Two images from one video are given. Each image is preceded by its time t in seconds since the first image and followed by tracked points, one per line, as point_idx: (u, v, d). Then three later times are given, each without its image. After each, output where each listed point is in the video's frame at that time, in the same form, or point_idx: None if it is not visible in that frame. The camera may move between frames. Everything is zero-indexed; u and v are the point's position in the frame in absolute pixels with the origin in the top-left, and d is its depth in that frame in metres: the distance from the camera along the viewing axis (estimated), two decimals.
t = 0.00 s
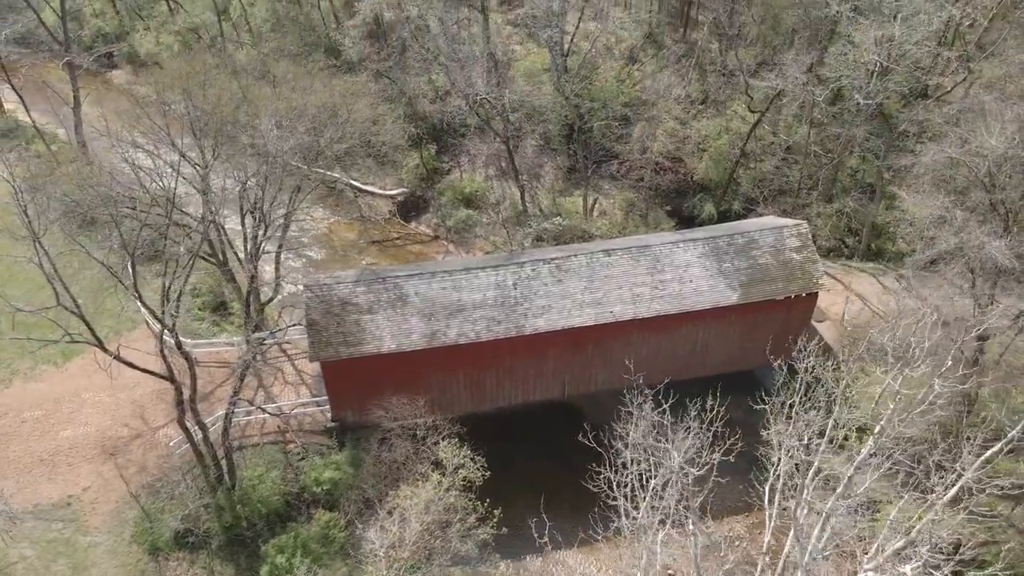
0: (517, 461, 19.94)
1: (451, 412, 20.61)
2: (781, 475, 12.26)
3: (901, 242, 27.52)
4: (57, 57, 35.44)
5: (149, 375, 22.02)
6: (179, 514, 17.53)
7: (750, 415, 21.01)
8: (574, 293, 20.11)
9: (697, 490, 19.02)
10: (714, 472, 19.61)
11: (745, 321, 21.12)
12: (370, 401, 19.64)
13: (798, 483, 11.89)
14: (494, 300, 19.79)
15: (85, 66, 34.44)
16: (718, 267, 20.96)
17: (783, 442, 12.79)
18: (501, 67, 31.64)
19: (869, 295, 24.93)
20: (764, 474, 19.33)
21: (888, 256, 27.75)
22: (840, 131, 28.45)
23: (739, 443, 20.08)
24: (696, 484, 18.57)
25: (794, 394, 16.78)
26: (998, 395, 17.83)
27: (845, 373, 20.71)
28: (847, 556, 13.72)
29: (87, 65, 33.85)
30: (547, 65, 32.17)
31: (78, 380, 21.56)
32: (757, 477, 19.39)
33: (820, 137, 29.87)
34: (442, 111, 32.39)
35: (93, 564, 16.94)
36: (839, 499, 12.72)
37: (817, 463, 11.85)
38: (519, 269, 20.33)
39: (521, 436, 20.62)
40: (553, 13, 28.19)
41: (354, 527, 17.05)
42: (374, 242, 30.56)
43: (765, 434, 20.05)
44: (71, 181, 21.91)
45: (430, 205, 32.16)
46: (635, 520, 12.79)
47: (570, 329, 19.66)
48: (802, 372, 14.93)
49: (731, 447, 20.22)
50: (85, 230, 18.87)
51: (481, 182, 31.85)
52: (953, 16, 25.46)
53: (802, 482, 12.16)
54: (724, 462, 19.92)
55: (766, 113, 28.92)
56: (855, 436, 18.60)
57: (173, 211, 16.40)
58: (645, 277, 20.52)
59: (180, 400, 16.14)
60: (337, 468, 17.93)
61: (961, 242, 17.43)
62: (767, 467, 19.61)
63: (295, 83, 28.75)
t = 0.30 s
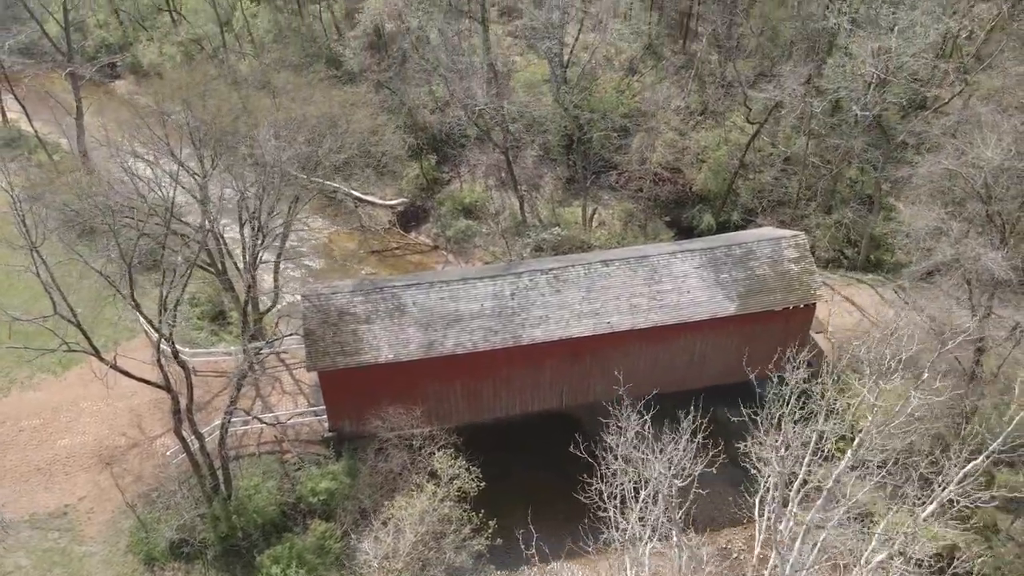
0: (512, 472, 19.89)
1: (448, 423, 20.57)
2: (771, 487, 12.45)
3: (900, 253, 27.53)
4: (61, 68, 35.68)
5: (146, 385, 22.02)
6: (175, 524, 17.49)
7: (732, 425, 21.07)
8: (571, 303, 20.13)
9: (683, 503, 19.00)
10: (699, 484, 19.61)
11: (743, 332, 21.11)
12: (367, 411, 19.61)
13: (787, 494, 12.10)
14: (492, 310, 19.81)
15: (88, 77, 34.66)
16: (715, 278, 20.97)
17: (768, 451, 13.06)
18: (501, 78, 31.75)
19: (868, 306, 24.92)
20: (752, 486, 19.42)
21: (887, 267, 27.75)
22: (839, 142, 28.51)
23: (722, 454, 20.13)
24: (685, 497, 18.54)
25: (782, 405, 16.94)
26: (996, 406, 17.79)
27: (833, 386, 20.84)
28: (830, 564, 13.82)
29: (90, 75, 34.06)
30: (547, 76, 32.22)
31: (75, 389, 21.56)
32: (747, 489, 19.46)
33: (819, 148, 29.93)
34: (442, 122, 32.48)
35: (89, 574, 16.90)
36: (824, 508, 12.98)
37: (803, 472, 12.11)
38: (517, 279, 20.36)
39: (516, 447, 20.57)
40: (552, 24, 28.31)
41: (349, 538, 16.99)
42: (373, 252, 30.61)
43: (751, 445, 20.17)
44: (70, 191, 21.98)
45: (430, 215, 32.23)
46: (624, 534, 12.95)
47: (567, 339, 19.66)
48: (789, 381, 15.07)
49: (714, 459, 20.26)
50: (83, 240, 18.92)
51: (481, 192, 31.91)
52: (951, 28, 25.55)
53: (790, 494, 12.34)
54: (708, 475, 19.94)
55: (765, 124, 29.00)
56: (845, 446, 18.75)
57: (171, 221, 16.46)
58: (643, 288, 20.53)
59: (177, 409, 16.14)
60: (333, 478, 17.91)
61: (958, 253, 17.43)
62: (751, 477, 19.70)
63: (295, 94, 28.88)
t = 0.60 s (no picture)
0: (508, 482, 19.86)
1: (446, 433, 20.55)
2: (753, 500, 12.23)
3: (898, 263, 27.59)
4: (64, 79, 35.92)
5: (144, 393, 22.02)
6: (172, 534, 17.45)
7: (712, 435, 21.15)
8: (569, 313, 20.14)
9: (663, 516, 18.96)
10: (681, 496, 19.60)
11: (740, 342, 21.10)
12: (364, 420, 19.60)
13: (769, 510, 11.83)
14: (488, 320, 19.83)
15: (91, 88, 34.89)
16: (713, 289, 20.98)
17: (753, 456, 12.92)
18: (501, 88, 31.87)
19: (866, 317, 24.88)
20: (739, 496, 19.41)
21: (886, 277, 27.79)
22: (837, 153, 28.59)
23: (704, 465, 20.16)
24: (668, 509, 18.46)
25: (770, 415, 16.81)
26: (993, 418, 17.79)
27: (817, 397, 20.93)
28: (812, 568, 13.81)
29: (92, 86, 34.29)
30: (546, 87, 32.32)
31: (74, 397, 21.58)
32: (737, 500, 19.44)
33: (817, 159, 30.00)
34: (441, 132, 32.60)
35: None
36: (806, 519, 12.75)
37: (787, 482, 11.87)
38: (514, 289, 20.40)
39: (513, 457, 20.53)
40: (551, 35, 28.45)
41: (345, 549, 16.93)
42: (373, 261, 30.70)
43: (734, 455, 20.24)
44: (70, 200, 22.06)
45: (430, 225, 32.33)
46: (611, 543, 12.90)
47: (565, 349, 19.66)
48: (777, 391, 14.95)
49: (697, 470, 20.27)
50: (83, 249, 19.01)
51: (480, 202, 32.02)
52: (948, 40, 25.63)
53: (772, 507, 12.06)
54: (689, 486, 19.94)
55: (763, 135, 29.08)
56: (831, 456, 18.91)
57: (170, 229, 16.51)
58: (641, 299, 20.55)
59: (173, 418, 16.13)
60: (330, 487, 17.89)
61: (954, 265, 17.46)
62: (732, 487, 19.76)
63: (295, 104, 29.01)
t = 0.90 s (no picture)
0: (504, 493, 19.83)
1: (443, 444, 20.54)
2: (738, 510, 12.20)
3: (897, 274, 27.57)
4: (67, 90, 36.15)
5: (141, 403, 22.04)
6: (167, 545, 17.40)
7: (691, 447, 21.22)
8: (566, 324, 20.15)
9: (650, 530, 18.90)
10: (663, 510, 19.50)
11: (737, 353, 21.09)
12: (361, 431, 19.60)
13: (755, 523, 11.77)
14: (486, 330, 19.84)
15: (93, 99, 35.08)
16: (710, 299, 20.99)
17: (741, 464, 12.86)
18: (501, 99, 32.00)
19: (865, 328, 24.85)
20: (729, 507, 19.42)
21: (885, 288, 27.76)
22: (835, 165, 28.65)
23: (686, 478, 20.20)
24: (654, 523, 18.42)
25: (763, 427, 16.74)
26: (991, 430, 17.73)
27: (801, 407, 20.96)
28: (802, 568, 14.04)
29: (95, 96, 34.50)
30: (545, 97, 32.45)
31: (71, 406, 21.59)
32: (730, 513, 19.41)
33: (816, 170, 30.06)
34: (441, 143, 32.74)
35: None
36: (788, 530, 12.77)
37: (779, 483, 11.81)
38: (512, 300, 20.42)
39: (509, 468, 20.50)
40: (551, 47, 28.62)
41: (340, 560, 16.85)
42: (372, 271, 30.74)
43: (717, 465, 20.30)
44: (70, 209, 22.13)
45: (429, 235, 32.39)
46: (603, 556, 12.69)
47: (562, 360, 19.66)
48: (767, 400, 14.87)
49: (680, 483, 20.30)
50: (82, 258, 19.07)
51: (479, 213, 32.12)
52: (945, 53, 25.73)
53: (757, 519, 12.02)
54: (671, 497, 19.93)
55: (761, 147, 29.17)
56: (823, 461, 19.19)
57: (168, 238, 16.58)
58: (638, 309, 20.56)
59: (170, 427, 16.13)
60: (326, 497, 17.87)
61: (949, 276, 17.50)
62: (710, 500, 19.84)
63: (295, 115, 29.15)
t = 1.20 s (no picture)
0: (502, 504, 19.78)
1: (441, 454, 20.51)
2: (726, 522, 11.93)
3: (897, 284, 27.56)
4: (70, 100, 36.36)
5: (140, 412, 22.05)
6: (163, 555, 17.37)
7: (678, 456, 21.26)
8: (564, 334, 20.16)
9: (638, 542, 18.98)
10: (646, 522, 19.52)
11: (736, 364, 21.06)
12: (359, 441, 19.58)
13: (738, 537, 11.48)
14: (483, 340, 19.85)
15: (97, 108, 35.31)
16: (709, 310, 20.99)
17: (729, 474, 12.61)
18: (500, 109, 32.14)
19: (863, 339, 24.81)
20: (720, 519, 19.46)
21: (885, 299, 27.76)
22: (834, 176, 28.71)
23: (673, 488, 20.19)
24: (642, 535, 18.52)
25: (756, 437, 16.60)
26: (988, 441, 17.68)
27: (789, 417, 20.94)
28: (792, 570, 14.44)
29: (98, 106, 34.72)
30: (545, 107, 32.60)
31: (69, 415, 21.61)
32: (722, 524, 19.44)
33: (815, 181, 30.12)
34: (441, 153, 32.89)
35: None
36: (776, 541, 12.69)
37: (762, 492, 11.59)
38: (509, 310, 20.44)
39: (507, 479, 20.45)
40: (550, 58, 28.78)
41: (336, 571, 16.80)
42: (372, 281, 30.78)
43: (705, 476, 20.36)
44: (71, 218, 22.22)
45: (430, 245, 32.44)
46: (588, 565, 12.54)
47: (559, 370, 19.65)
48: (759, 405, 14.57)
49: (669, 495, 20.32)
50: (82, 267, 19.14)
51: (480, 223, 32.20)
52: (942, 65, 25.86)
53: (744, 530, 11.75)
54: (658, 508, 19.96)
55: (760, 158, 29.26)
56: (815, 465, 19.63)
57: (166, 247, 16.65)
58: (636, 319, 20.57)
59: (166, 436, 16.13)
60: (322, 507, 17.84)
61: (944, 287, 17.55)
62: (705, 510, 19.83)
63: (296, 125, 29.31)
